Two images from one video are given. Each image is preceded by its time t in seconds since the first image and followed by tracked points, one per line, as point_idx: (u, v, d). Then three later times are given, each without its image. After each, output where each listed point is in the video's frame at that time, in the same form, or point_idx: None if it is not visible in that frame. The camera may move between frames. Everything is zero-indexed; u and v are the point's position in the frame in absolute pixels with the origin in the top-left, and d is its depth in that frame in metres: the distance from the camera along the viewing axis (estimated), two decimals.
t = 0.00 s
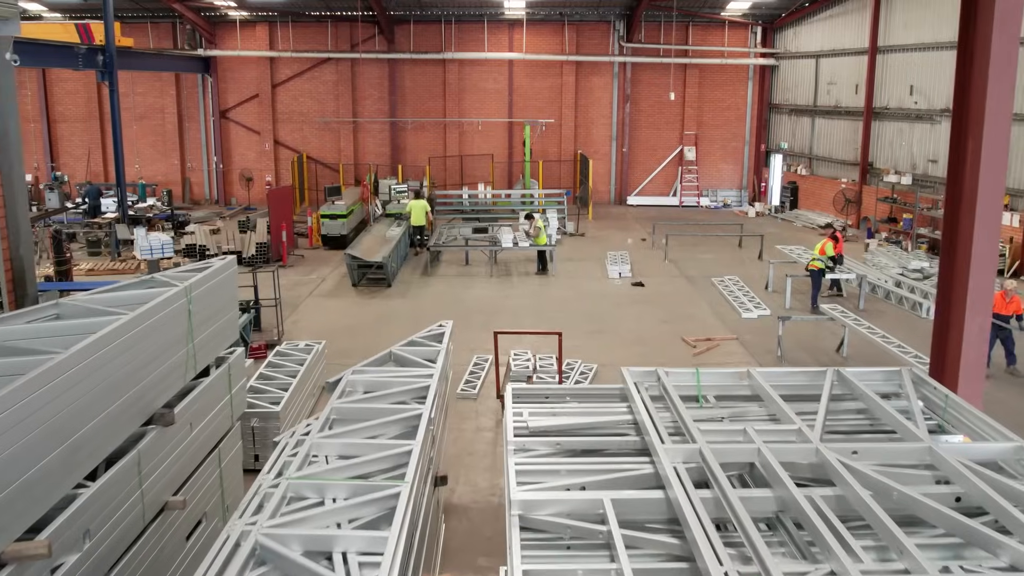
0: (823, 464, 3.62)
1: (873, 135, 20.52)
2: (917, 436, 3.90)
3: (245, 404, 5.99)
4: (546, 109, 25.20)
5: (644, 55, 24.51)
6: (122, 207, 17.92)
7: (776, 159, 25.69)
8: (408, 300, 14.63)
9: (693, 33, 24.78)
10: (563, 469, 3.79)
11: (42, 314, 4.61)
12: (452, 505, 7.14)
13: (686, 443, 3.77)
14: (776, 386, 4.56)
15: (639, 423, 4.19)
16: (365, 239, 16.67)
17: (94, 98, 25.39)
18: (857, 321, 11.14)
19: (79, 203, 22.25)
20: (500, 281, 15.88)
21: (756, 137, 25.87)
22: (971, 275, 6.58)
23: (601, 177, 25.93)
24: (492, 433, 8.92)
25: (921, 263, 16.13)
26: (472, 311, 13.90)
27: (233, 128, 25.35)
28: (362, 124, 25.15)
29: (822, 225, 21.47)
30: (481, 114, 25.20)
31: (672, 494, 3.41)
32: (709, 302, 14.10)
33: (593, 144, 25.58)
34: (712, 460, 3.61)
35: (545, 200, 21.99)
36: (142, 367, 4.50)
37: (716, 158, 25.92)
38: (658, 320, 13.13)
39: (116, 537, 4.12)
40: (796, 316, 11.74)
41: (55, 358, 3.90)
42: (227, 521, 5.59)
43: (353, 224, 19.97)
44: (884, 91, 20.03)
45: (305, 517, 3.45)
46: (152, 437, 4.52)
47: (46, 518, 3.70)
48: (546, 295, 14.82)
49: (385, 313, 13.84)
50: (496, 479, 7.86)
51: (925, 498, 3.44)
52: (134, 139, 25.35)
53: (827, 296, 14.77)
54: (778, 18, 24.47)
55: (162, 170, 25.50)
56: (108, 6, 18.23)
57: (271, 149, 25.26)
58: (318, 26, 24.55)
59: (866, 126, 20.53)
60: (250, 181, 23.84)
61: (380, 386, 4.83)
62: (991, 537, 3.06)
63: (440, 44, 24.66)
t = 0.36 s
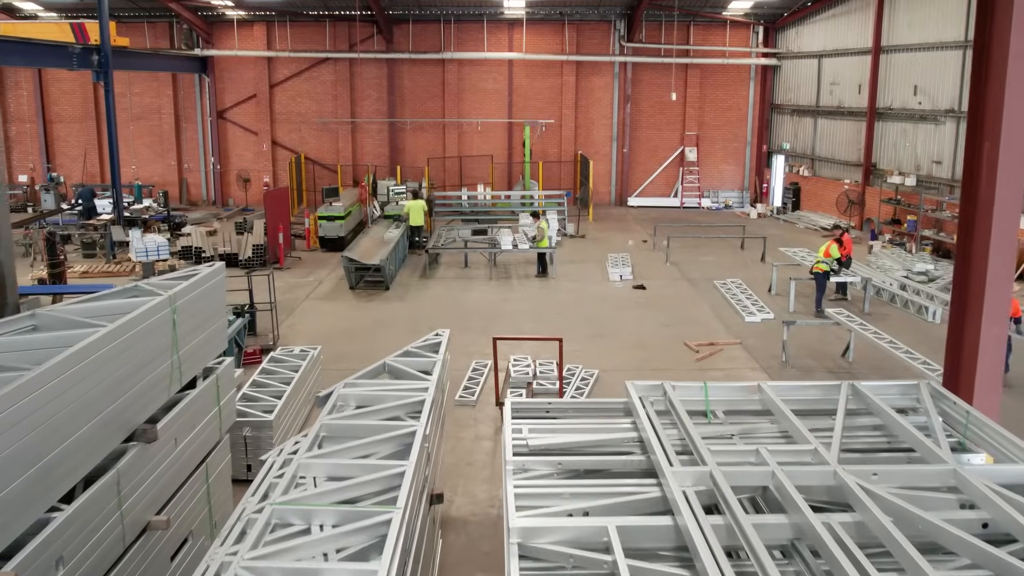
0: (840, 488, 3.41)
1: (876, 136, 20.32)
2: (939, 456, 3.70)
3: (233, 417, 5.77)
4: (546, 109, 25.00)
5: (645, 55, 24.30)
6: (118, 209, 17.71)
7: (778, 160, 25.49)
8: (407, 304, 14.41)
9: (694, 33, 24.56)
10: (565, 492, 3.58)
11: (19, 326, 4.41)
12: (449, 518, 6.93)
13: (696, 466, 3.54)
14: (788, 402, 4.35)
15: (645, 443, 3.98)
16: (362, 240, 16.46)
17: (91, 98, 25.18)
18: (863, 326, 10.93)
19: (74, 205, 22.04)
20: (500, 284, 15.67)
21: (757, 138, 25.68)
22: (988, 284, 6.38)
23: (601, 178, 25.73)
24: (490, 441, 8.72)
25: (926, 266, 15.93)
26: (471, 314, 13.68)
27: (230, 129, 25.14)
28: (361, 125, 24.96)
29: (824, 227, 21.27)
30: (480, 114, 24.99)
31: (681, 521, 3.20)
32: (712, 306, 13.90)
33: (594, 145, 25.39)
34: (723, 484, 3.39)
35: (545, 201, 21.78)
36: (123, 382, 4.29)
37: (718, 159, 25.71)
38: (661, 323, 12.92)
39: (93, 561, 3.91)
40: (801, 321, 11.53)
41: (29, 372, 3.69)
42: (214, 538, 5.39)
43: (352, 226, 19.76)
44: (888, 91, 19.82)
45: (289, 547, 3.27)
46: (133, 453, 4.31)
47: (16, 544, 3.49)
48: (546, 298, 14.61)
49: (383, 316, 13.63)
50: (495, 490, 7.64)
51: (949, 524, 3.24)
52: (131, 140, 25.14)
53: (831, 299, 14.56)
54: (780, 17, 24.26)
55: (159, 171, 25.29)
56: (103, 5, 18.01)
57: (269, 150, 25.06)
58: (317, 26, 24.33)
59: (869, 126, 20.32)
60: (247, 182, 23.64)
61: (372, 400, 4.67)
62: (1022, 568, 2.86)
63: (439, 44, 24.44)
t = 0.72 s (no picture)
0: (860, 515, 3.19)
1: (880, 137, 20.10)
2: (962, 477, 3.49)
3: (222, 430, 5.57)
4: (546, 109, 24.79)
5: (646, 55, 24.09)
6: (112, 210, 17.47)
7: (780, 161, 25.30)
8: (404, 307, 14.20)
9: (695, 32, 24.35)
10: (567, 518, 3.37)
11: None
12: (447, 531, 6.73)
13: (707, 491, 3.32)
14: (801, 419, 4.14)
15: (651, 463, 3.77)
16: (360, 242, 16.24)
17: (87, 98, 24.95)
18: (869, 330, 10.72)
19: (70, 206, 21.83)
20: (499, 287, 15.45)
21: (759, 138, 25.48)
22: (1005, 292, 6.18)
23: (602, 179, 25.52)
24: (489, 450, 8.52)
25: (930, 268, 15.73)
26: (470, 318, 13.46)
27: (228, 129, 24.92)
28: (359, 125, 24.74)
29: (827, 228, 21.06)
30: (480, 114, 24.79)
31: (691, 551, 2.98)
32: (714, 309, 13.70)
33: (594, 146, 25.20)
34: (736, 511, 3.17)
35: (544, 202, 21.58)
36: (101, 396, 4.08)
37: (719, 159, 25.51)
38: (663, 327, 12.70)
39: None
40: (806, 325, 11.32)
41: None
42: (201, 557, 5.19)
43: (349, 227, 19.55)
44: (891, 92, 19.62)
45: None
46: (112, 472, 4.10)
47: None
48: (546, 302, 14.39)
49: (380, 319, 13.43)
50: (494, 502, 7.44)
51: (976, 554, 3.02)
52: (127, 140, 24.93)
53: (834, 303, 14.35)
54: (782, 17, 24.05)
55: (156, 172, 25.07)
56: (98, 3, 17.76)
57: (266, 151, 24.84)
58: (315, 25, 24.12)
59: (872, 127, 20.11)
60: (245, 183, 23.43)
61: (363, 417, 4.61)
62: None
63: (438, 44, 24.23)
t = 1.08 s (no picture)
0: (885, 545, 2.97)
1: (883, 137, 19.90)
2: (989, 502, 3.29)
3: (208, 443, 5.37)
4: (546, 110, 24.58)
5: (647, 55, 23.89)
6: (107, 212, 17.29)
7: (782, 162, 25.09)
8: (402, 310, 13.99)
9: (696, 32, 24.15)
10: (568, 546, 3.16)
11: None
12: (443, 544, 6.53)
13: (718, 519, 3.10)
14: (815, 437, 3.92)
15: (657, 486, 3.56)
16: (357, 245, 16.03)
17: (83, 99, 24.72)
18: (876, 335, 10.52)
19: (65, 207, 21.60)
20: (498, 289, 15.24)
21: (760, 139, 25.29)
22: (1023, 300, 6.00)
23: (602, 180, 25.33)
24: (487, 459, 8.33)
25: (935, 270, 15.54)
26: (469, 321, 13.24)
27: (225, 129, 24.73)
28: (357, 125, 24.54)
29: (829, 229, 20.84)
30: (479, 115, 24.60)
31: None
32: (716, 312, 13.49)
33: (594, 146, 25.00)
34: (749, 541, 2.96)
35: (544, 203, 21.37)
36: (79, 413, 3.87)
37: (720, 160, 25.30)
38: (665, 331, 12.49)
39: None
40: (811, 330, 11.12)
41: None
42: None
43: (347, 229, 19.34)
44: (895, 92, 19.42)
45: None
46: (90, 492, 3.90)
47: None
48: (546, 305, 14.18)
49: (378, 323, 13.22)
50: (492, 513, 7.24)
51: None
52: (123, 140, 24.71)
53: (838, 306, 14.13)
54: (784, 17, 23.86)
55: (152, 172, 24.86)
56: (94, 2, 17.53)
57: (264, 151, 24.63)
58: (312, 25, 23.93)
59: (875, 127, 19.90)
60: (242, 183, 23.22)
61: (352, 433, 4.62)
62: None
63: (437, 44, 24.03)
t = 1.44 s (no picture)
0: None
1: (887, 138, 19.69)
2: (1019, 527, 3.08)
3: (195, 458, 5.17)
4: (546, 110, 24.37)
5: (648, 54, 23.67)
6: (103, 213, 17.09)
7: (784, 162, 24.87)
8: (400, 313, 13.78)
9: (697, 32, 23.93)
10: None
11: None
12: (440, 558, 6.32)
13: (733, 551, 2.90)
14: (832, 457, 3.72)
15: (666, 512, 3.35)
16: (355, 247, 15.81)
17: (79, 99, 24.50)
18: (883, 340, 10.32)
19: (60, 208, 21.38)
20: (498, 292, 15.03)
21: (762, 139, 25.06)
22: None
23: (602, 181, 25.12)
24: (486, 469, 8.13)
25: (940, 272, 15.34)
26: (468, 325, 13.03)
27: (222, 130, 24.52)
28: (355, 126, 24.33)
29: (832, 231, 20.62)
30: (478, 115, 24.38)
31: None
32: (719, 316, 13.28)
33: (594, 147, 24.79)
34: None
35: (544, 204, 21.15)
36: (52, 434, 3.65)
37: (722, 161, 25.09)
38: (667, 336, 12.29)
39: None
40: (817, 335, 10.91)
41: None
42: None
43: (345, 231, 19.13)
44: (898, 92, 19.21)
45: None
46: (64, 516, 3.70)
47: None
48: (546, 308, 13.98)
49: (375, 327, 13.01)
50: (491, 526, 7.04)
51: None
52: (120, 141, 24.49)
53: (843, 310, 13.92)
54: (786, 16, 23.65)
55: (149, 173, 24.65)
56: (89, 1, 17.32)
57: (262, 152, 24.42)
58: (310, 24, 23.72)
59: (879, 128, 19.68)
60: (239, 184, 23.00)
61: (340, 453, 4.57)
62: None
63: (436, 43, 23.83)
